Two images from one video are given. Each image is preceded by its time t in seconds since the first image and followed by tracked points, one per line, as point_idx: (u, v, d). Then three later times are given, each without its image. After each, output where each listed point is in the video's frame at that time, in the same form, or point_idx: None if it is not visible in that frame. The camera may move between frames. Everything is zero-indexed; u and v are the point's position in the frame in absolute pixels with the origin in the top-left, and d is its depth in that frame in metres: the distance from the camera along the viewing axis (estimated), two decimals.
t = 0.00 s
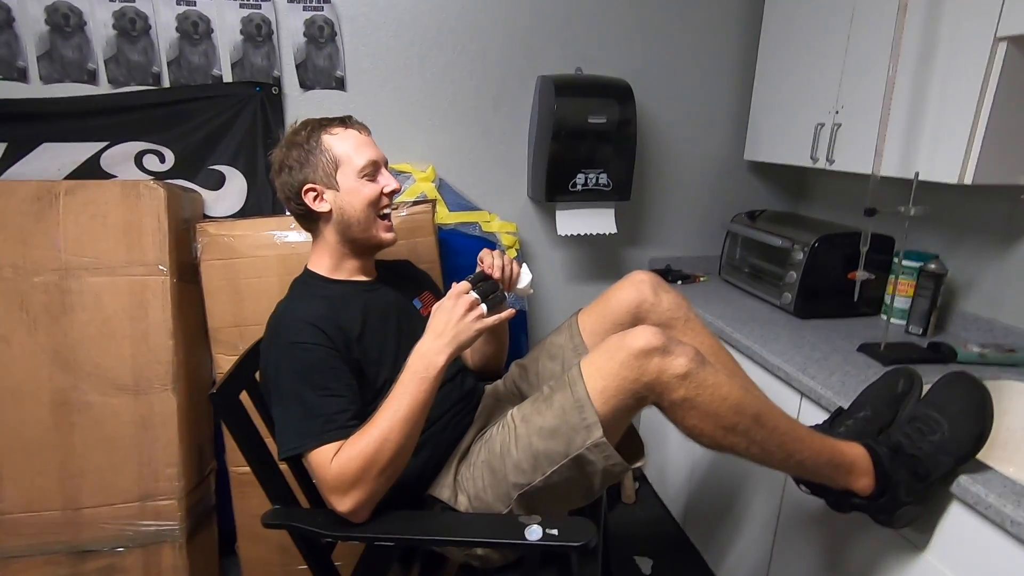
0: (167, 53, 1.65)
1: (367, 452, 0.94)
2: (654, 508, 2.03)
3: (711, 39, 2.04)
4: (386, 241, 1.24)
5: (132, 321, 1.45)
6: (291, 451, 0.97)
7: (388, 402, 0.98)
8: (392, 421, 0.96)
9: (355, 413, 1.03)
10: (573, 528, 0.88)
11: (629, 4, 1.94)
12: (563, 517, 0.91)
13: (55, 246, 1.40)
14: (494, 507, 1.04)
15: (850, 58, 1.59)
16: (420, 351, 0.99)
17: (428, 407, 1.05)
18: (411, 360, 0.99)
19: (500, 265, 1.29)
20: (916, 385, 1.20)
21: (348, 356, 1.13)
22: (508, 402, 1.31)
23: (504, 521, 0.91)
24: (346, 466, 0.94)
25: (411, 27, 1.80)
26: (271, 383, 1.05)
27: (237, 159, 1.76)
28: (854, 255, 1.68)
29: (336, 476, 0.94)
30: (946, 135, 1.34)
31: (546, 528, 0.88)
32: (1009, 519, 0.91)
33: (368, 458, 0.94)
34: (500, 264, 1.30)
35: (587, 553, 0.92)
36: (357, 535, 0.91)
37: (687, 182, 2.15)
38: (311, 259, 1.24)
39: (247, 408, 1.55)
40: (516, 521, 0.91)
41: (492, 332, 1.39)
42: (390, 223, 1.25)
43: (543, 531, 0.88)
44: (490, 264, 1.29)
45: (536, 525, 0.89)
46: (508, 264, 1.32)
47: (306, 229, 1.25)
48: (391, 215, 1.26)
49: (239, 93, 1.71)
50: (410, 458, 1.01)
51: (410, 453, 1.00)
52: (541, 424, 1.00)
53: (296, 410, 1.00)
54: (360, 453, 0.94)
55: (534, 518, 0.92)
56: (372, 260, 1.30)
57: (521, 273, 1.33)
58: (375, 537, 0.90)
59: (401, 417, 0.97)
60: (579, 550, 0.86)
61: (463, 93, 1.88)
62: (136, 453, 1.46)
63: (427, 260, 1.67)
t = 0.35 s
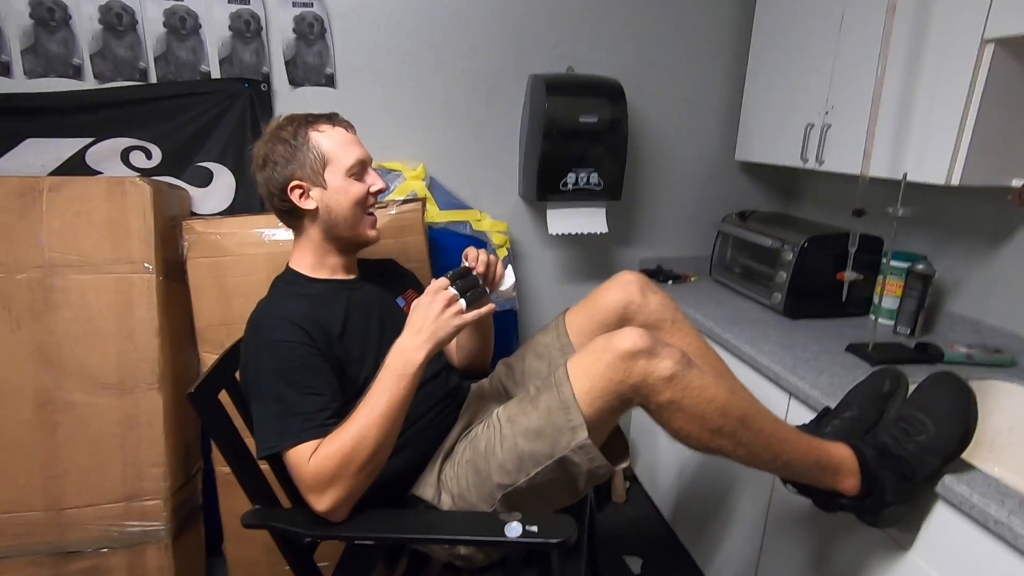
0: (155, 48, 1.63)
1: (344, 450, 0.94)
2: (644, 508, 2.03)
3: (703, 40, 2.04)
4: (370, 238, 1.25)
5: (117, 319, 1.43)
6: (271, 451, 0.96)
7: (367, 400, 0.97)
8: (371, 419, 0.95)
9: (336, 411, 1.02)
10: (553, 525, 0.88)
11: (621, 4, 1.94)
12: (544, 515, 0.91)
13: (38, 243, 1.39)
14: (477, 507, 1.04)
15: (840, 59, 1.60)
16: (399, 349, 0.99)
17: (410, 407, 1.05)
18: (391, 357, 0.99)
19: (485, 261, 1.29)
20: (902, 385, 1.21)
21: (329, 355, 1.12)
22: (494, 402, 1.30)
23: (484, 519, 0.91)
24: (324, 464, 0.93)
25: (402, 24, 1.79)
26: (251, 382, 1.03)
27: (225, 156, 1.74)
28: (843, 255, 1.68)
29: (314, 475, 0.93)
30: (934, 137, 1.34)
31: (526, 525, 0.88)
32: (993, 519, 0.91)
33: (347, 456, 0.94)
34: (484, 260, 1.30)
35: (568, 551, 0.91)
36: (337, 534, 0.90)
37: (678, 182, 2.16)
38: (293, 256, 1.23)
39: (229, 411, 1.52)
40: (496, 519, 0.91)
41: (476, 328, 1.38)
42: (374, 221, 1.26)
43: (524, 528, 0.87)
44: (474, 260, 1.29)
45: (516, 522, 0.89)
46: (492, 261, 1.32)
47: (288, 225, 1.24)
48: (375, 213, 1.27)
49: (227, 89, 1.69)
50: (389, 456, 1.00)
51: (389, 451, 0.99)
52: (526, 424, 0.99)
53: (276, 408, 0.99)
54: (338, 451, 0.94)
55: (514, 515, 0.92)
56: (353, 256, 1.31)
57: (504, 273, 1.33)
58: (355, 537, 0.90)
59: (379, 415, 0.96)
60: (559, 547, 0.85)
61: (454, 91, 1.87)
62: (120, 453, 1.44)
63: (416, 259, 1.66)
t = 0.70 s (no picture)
0: (151, 49, 1.63)
1: (338, 451, 0.94)
2: (642, 508, 2.03)
3: (700, 40, 2.04)
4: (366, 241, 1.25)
5: (115, 321, 1.43)
6: (265, 452, 0.96)
7: (361, 401, 0.97)
8: (365, 420, 0.96)
9: (330, 412, 1.02)
10: (547, 525, 0.88)
11: (618, 4, 1.94)
12: (537, 515, 0.91)
13: (35, 245, 1.39)
14: (472, 507, 1.04)
15: (837, 59, 1.60)
16: (393, 350, 0.99)
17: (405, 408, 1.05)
18: (384, 358, 0.99)
19: (475, 261, 1.29)
20: (898, 385, 1.21)
21: (324, 356, 1.12)
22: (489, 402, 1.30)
23: (478, 519, 0.91)
24: (317, 466, 0.93)
25: (399, 25, 1.78)
26: (246, 383, 1.04)
27: (223, 157, 1.74)
28: (840, 255, 1.69)
29: (308, 476, 0.93)
30: (930, 137, 1.34)
31: (520, 525, 0.88)
32: (988, 519, 0.91)
33: (341, 457, 0.94)
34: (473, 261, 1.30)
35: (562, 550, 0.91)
36: (331, 535, 0.90)
37: (675, 182, 2.16)
38: (288, 258, 1.23)
39: (224, 412, 1.55)
40: (491, 519, 0.91)
41: (472, 328, 1.39)
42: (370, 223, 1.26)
43: (518, 528, 0.87)
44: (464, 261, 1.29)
45: (510, 522, 0.89)
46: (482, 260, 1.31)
47: (282, 226, 1.24)
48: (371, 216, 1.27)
49: (224, 90, 1.69)
50: (384, 456, 1.01)
51: (383, 451, 0.99)
52: (521, 425, 0.99)
53: (271, 410, 0.99)
54: (332, 452, 0.94)
55: (509, 515, 0.92)
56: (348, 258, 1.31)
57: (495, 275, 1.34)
58: (350, 538, 0.90)
59: (373, 416, 0.96)
60: (552, 546, 0.85)
61: (451, 92, 1.87)
62: (118, 454, 1.44)
63: (413, 260, 1.67)
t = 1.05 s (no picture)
0: (142, 36, 1.61)
1: (337, 442, 0.93)
2: (639, 497, 2.03)
3: (698, 26, 2.02)
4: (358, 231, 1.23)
5: (107, 311, 1.42)
6: (262, 443, 0.96)
7: (359, 393, 0.96)
8: (363, 410, 0.95)
9: (327, 402, 1.01)
10: (547, 515, 0.88)
11: None
12: (537, 504, 0.90)
13: (24, 234, 1.37)
14: (471, 497, 1.03)
15: (836, 45, 1.58)
16: (392, 340, 0.98)
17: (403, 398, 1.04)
18: (384, 349, 0.98)
19: (478, 256, 1.24)
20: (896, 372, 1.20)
21: (321, 346, 1.11)
22: (487, 390, 1.30)
23: (478, 509, 0.91)
24: (315, 456, 0.92)
25: (393, 11, 1.76)
26: (241, 373, 1.03)
27: (215, 146, 1.72)
28: (838, 243, 1.68)
29: (306, 467, 0.92)
30: (929, 123, 1.33)
31: (520, 515, 0.87)
32: (985, 504, 0.91)
33: (339, 447, 0.93)
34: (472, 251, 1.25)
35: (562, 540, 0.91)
36: (329, 525, 0.90)
37: (673, 171, 2.14)
38: (280, 245, 1.22)
39: (221, 403, 1.53)
40: (490, 508, 0.90)
41: (470, 317, 1.37)
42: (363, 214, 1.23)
43: (518, 518, 0.87)
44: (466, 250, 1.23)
45: (510, 512, 0.88)
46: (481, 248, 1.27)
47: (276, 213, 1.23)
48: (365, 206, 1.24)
49: (216, 78, 1.67)
50: (382, 447, 1.00)
51: (382, 441, 0.98)
52: (519, 414, 0.98)
53: (267, 400, 0.98)
54: (330, 443, 0.93)
55: (509, 505, 0.91)
56: (343, 247, 1.29)
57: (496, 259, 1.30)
58: (348, 528, 0.89)
59: (371, 407, 0.95)
60: (553, 537, 0.85)
61: (446, 79, 1.85)
62: (112, 446, 1.43)
63: (409, 249, 1.65)
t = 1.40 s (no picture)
0: (144, 38, 1.61)
1: (349, 440, 0.94)
2: (643, 493, 2.04)
3: (699, 22, 2.02)
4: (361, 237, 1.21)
5: (114, 313, 1.42)
6: (273, 442, 0.97)
7: (372, 393, 0.97)
8: (375, 410, 0.96)
9: (337, 401, 1.02)
10: (557, 512, 0.88)
11: None
12: (547, 501, 0.91)
13: (30, 237, 1.37)
14: (480, 494, 1.04)
15: (838, 41, 1.59)
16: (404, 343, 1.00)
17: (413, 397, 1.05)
18: (398, 351, 1.00)
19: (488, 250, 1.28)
20: (901, 366, 1.21)
21: (329, 345, 1.12)
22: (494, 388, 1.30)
23: (489, 507, 0.91)
24: (327, 455, 0.93)
25: (394, 10, 1.76)
26: (251, 373, 1.03)
27: (219, 146, 1.73)
28: (840, 239, 1.68)
29: (318, 465, 0.93)
30: (932, 118, 1.34)
31: (531, 513, 0.88)
32: (990, 497, 0.92)
33: (351, 446, 0.94)
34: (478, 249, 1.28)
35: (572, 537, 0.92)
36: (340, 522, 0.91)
37: (675, 167, 2.14)
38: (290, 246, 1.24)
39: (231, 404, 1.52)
40: (500, 505, 0.91)
41: (476, 316, 1.38)
42: (367, 219, 1.21)
43: (528, 515, 0.88)
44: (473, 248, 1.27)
45: (520, 509, 0.89)
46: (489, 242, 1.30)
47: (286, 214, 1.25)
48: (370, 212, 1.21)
49: (218, 78, 1.67)
50: (393, 445, 1.01)
51: (393, 440, 0.99)
52: (527, 410, 0.99)
53: (276, 400, 0.99)
54: (342, 442, 0.94)
55: (519, 502, 0.92)
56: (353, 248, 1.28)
57: (506, 251, 1.31)
58: (359, 525, 0.90)
59: (383, 406, 0.96)
60: (563, 533, 0.86)
61: (448, 78, 1.85)
62: (120, 446, 1.44)
63: (413, 248, 1.66)
